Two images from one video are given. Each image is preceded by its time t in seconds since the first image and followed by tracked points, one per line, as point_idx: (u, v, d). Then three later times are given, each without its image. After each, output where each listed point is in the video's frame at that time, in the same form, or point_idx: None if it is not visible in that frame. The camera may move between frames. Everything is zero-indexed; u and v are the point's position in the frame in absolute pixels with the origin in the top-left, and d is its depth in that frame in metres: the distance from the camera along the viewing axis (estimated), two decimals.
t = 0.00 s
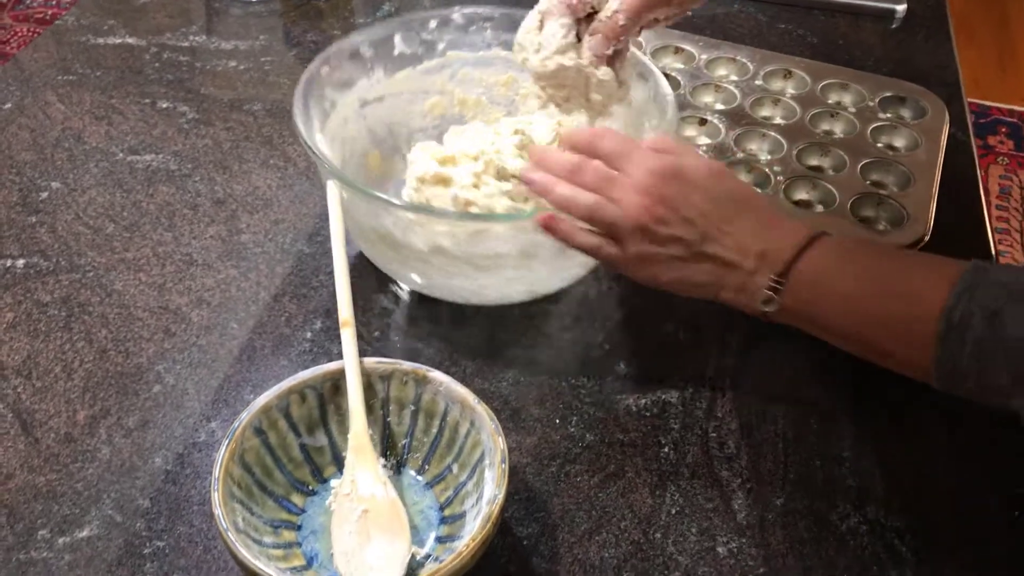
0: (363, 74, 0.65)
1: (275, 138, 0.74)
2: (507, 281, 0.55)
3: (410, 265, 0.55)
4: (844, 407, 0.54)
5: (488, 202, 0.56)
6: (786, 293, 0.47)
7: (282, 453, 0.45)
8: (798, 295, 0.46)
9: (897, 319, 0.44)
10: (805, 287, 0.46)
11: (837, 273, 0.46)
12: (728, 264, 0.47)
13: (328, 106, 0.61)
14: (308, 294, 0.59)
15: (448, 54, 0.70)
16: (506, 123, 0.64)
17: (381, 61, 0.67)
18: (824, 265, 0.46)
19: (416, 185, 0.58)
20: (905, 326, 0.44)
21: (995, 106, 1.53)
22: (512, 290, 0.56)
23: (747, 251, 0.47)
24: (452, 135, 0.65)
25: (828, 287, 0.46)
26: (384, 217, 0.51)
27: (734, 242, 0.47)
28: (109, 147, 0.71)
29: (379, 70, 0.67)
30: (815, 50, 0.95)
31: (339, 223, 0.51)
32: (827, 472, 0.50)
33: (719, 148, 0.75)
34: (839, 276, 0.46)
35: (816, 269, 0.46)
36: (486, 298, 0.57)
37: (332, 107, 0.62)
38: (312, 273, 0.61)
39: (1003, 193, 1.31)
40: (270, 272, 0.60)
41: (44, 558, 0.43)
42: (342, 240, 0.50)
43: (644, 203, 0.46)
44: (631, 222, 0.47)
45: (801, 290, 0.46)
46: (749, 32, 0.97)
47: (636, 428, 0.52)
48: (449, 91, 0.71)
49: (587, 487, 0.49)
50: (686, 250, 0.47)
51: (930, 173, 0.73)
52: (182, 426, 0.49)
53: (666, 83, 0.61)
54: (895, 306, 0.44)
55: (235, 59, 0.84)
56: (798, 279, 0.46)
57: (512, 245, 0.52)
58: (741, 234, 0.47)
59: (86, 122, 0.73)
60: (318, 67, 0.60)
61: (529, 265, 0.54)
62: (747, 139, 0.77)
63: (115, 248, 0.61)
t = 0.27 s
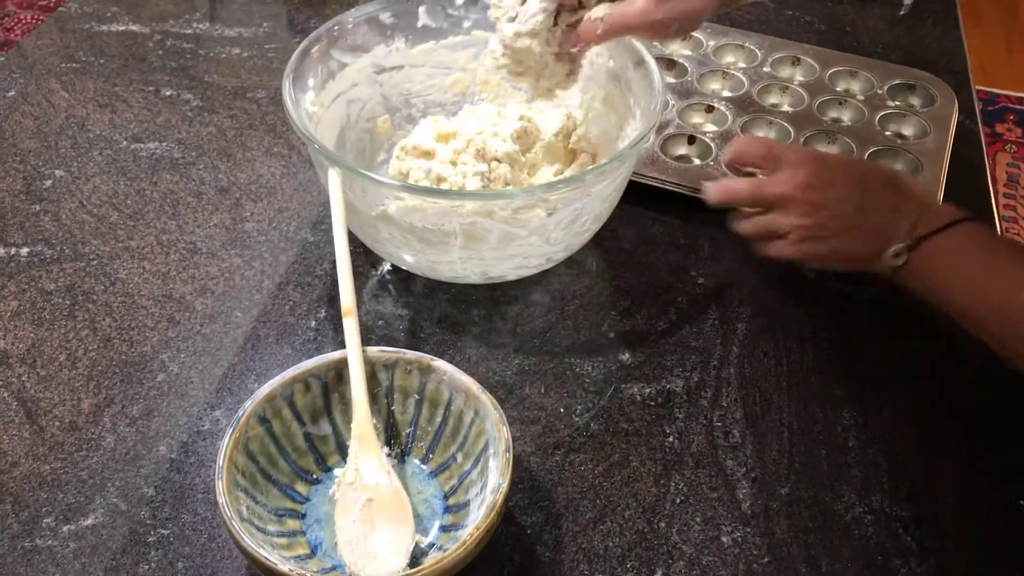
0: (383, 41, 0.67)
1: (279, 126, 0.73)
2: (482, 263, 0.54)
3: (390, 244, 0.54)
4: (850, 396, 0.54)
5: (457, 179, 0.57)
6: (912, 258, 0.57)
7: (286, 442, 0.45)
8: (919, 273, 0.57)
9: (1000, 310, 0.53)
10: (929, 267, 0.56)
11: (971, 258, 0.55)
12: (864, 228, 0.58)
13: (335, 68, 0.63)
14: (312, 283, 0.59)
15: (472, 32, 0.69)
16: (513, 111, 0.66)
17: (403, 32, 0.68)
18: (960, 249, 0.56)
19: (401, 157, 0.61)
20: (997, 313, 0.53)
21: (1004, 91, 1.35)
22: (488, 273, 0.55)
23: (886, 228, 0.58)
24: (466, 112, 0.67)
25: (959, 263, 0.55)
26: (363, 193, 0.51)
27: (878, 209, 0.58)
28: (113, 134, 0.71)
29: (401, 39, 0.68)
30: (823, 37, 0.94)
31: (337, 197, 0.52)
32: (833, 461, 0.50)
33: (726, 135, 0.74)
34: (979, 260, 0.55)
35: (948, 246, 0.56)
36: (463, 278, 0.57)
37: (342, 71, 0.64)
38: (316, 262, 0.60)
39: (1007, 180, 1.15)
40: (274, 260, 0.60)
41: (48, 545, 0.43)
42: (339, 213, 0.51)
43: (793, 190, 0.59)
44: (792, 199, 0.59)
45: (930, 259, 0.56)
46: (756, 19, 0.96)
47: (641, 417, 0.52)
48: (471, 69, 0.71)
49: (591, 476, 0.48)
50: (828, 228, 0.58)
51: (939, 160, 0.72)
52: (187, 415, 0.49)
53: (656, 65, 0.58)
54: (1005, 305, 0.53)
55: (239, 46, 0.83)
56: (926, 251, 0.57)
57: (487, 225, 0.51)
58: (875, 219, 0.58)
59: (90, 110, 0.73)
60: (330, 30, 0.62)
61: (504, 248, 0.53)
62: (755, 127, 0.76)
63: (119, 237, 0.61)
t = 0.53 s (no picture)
0: (370, 38, 0.66)
1: (280, 120, 0.73)
2: (489, 256, 0.54)
3: (394, 240, 0.54)
4: (850, 391, 0.54)
5: (456, 174, 0.56)
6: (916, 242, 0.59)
7: (286, 437, 0.45)
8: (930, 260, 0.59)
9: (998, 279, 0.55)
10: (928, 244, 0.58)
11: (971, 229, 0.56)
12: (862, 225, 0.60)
13: (324, 67, 0.63)
14: (312, 278, 0.59)
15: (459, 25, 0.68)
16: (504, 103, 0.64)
17: (389, 28, 0.66)
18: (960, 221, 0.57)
19: (395, 154, 0.59)
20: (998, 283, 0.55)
21: (1007, 84, 1.33)
22: (495, 265, 0.55)
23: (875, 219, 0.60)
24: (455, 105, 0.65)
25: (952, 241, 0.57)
26: (364, 191, 0.51)
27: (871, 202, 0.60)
28: (114, 129, 0.71)
29: (388, 35, 0.67)
30: (826, 30, 0.93)
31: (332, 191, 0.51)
32: (832, 455, 0.50)
33: (727, 130, 0.74)
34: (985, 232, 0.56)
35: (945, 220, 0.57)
36: (469, 274, 0.57)
37: (331, 70, 0.63)
38: (317, 257, 0.60)
39: (1011, 174, 1.14)
40: (275, 255, 0.60)
41: (50, 539, 0.43)
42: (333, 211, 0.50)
43: (785, 202, 0.61)
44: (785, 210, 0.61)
45: (930, 239, 0.58)
46: (758, 11, 0.95)
47: (641, 411, 0.52)
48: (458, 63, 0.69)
49: (591, 470, 0.49)
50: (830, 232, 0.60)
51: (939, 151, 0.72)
52: (188, 409, 0.49)
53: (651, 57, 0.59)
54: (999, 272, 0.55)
55: (240, 40, 0.83)
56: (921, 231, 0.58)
57: (494, 218, 0.51)
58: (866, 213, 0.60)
59: (91, 105, 0.73)
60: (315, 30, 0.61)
61: (510, 240, 0.53)
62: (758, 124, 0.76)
63: (120, 231, 0.61)
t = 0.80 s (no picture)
0: (353, 42, 0.65)
1: (282, 118, 0.73)
2: (505, 251, 0.54)
3: (405, 241, 0.54)
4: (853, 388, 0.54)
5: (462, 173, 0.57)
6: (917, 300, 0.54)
7: (288, 435, 0.45)
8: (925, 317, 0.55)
9: None
10: (933, 300, 0.53)
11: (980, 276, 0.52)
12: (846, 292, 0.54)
13: (312, 74, 0.62)
14: (314, 275, 0.59)
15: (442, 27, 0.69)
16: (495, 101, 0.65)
17: (371, 31, 0.67)
18: (967, 266, 0.53)
19: (396, 157, 0.60)
20: None
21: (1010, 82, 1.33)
22: (512, 260, 0.55)
23: (866, 282, 0.54)
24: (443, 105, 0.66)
25: (955, 295, 0.53)
26: (371, 194, 0.51)
27: (847, 269, 0.54)
28: (115, 126, 0.71)
29: (370, 39, 0.67)
30: (828, 27, 0.93)
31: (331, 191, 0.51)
32: (834, 453, 0.50)
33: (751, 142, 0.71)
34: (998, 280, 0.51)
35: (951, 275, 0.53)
36: (484, 270, 0.57)
37: (319, 77, 0.62)
38: (319, 254, 0.60)
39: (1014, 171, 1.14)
40: (277, 252, 0.60)
41: (53, 537, 0.43)
42: (334, 213, 0.50)
43: (766, 287, 0.54)
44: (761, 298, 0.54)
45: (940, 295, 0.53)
46: (760, 8, 0.95)
47: (643, 409, 0.52)
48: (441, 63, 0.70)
49: (593, 467, 0.49)
50: (819, 306, 0.54)
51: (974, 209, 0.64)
52: (190, 407, 0.49)
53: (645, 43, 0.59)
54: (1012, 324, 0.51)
55: (242, 38, 0.83)
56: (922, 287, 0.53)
57: (513, 213, 0.51)
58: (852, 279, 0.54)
59: (92, 102, 0.73)
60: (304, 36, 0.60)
61: (527, 234, 0.53)
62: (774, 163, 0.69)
63: (122, 229, 0.61)
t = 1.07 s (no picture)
0: (406, 26, 0.69)
1: (282, 117, 0.73)
2: (494, 247, 0.54)
3: (402, 225, 0.55)
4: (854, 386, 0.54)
5: (472, 165, 0.58)
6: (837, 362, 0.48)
7: (290, 432, 0.45)
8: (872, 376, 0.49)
9: (985, 360, 0.44)
10: (863, 355, 0.47)
11: (884, 315, 0.46)
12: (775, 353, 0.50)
13: (357, 51, 0.65)
14: (315, 274, 0.59)
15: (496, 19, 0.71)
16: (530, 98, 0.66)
17: (426, 17, 0.70)
18: (875, 310, 0.46)
19: (418, 141, 0.62)
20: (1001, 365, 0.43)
21: (1009, 82, 1.33)
22: (500, 258, 0.56)
23: (779, 346, 0.49)
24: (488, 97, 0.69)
25: (907, 340, 0.45)
26: (378, 176, 0.52)
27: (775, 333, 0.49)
28: (116, 125, 0.71)
29: (425, 24, 0.70)
30: (828, 27, 0.93)
31: (333, 194, 0.54)
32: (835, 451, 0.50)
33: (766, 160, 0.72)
34: (901, 316, 0.46)
35: (875, 313, 0.46)
36: (474, 264, 0.57)
37: (363, 53, 0.66)
38: (320, 253, 0.60)
39: (1014, 172, 1.14)
40: (278, 251, 0.60)
41: (54, 535, 0.43)
42: (337, 214, 0.53)
43: (666, 337, 0.51)
44: (694, 362, 0.50)
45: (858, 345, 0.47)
46: (760, 8, 0.95)
47: (644, 407, 0.52)
48: (495, 55, 0.72)
49: (594, 466, 0.48)
50: (746, 365, 0.50)
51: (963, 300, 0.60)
52: (191, 405, 0.49)
53: (679, 65, 0.60)
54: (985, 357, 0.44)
55: (242, 37, 0.83)
56: (854, 340, 0.47)
57: (500, 211, 0.51)
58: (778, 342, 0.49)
59: (93, 101, 0.73)
60: (351, 14, 0.64)
61: (514, 234, 0.53)
62: (777, 241, 0.64)
63: (123, 228, 0.61)
